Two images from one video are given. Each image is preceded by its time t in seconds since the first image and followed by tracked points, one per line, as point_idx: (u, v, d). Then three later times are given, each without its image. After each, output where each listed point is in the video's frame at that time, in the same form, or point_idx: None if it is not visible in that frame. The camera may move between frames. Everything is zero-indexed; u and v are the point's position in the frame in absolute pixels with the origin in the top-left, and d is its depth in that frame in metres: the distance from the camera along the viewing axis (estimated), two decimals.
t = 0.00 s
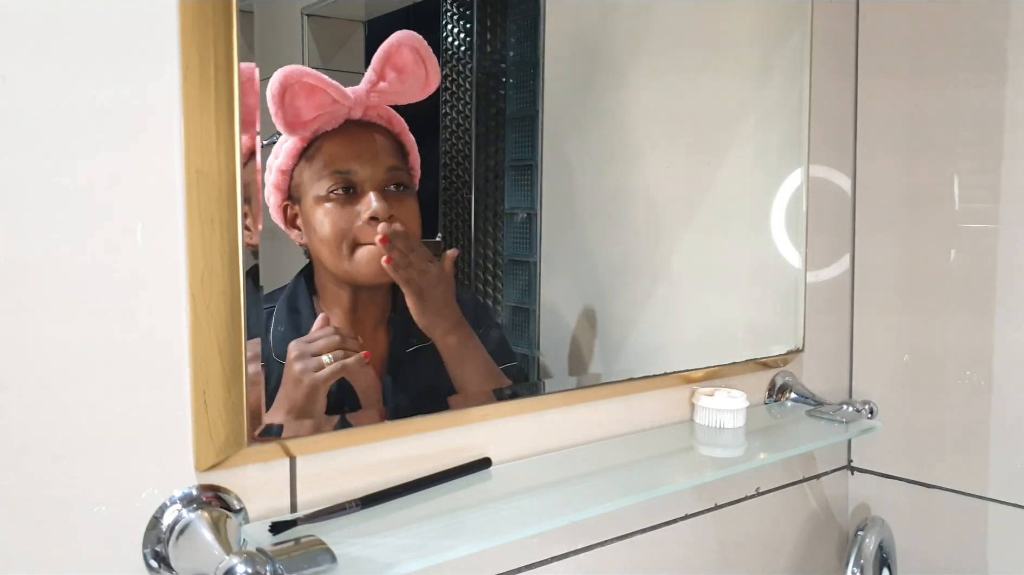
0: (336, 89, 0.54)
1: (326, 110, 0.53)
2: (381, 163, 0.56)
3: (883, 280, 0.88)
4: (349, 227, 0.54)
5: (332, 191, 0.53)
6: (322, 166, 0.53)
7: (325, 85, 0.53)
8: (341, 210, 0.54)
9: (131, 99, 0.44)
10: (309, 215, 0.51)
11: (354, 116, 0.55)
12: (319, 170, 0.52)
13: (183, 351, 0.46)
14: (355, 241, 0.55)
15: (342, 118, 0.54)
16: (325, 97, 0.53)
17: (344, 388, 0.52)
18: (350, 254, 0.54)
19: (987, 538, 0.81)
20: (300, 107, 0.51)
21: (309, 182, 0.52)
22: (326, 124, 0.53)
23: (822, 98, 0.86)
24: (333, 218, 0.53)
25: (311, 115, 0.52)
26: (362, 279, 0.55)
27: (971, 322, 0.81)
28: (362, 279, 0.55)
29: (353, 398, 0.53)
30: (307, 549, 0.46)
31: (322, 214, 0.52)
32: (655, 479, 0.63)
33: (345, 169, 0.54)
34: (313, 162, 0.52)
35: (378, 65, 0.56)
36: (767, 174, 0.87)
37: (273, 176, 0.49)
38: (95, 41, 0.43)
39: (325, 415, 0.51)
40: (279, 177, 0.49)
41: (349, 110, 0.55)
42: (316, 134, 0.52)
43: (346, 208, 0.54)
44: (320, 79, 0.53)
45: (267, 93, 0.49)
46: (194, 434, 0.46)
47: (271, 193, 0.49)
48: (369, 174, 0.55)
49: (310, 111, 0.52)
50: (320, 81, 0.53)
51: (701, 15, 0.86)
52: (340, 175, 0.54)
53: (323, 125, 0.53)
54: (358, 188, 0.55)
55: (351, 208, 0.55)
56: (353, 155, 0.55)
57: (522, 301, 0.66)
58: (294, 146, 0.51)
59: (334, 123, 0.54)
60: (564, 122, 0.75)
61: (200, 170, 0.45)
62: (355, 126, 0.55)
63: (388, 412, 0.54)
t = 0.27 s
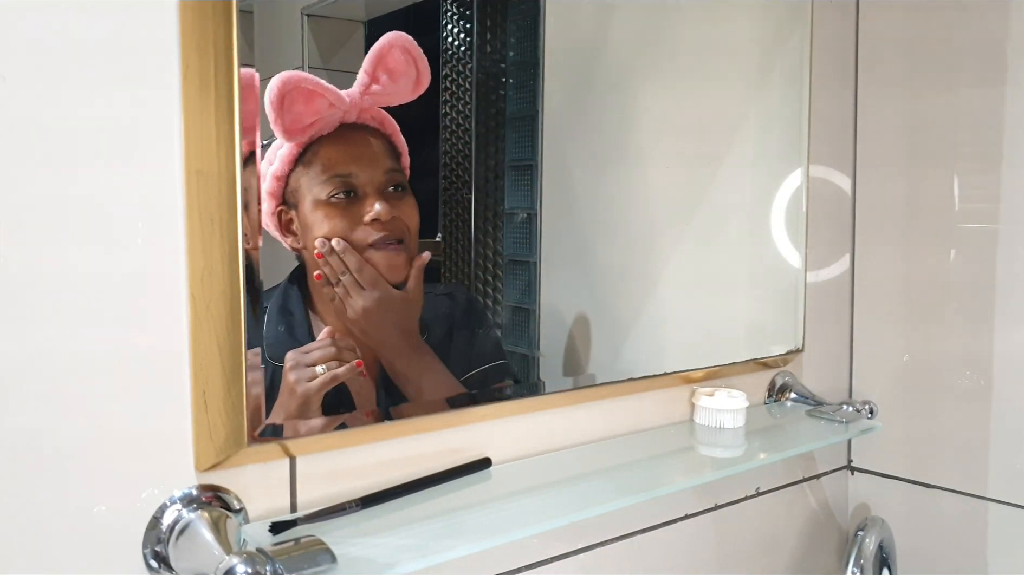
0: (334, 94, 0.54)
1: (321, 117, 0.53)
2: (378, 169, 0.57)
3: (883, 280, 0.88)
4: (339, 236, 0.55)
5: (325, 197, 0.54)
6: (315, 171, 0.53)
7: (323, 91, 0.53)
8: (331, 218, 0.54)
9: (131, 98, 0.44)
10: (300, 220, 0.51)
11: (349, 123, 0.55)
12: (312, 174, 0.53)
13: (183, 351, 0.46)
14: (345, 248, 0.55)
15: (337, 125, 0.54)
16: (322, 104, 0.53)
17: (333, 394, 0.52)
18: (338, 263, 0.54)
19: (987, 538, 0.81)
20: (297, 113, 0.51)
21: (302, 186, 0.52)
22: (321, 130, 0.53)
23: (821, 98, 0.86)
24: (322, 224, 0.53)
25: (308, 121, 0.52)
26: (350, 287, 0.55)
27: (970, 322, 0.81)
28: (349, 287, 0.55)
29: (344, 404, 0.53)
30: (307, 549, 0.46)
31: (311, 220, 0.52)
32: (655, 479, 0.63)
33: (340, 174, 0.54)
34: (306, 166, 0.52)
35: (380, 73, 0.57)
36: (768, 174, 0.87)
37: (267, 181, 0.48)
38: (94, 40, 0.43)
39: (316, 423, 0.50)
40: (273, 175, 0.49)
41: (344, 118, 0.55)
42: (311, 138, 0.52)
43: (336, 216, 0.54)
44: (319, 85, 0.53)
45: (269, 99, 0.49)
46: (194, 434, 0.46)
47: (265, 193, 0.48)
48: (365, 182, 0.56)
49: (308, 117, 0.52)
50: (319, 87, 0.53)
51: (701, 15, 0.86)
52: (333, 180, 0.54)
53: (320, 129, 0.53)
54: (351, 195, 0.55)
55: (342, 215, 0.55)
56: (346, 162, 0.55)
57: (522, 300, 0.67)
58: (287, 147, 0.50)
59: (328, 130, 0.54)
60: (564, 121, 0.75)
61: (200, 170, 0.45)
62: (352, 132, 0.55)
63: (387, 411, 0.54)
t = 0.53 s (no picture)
0: (329, 106, 0.53)
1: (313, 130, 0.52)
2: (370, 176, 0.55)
3: (883, 280, 0.88)
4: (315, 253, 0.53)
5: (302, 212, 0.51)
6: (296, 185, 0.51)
7: (315, 102, 0.52)
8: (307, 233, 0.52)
9: (131, 99, 0.44)
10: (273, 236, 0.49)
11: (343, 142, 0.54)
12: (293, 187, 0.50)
13: (183, 351, 0.46)
14: (320, 265, 0.53)
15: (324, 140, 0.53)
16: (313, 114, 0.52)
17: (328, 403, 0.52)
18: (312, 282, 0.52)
19: (987, 538, 0.81)
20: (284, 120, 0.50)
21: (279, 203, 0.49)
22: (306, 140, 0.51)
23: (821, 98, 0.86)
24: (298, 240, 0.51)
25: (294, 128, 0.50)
26: (325, 306, 0.53)
27: (970, 322, 0.81)
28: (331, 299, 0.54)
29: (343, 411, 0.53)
30: (307, 549, 0.46)
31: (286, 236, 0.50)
32: (655, 479, 0.63)
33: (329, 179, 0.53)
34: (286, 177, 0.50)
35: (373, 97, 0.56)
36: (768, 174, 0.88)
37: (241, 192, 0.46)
38: (95, 41, 0.43)
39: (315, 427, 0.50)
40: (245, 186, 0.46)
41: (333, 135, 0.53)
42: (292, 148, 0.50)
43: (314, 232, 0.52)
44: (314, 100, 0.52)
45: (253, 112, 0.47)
46: (194, 434, 0.46)
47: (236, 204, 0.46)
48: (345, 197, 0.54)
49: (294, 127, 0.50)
50: (320, 92, 0.52)
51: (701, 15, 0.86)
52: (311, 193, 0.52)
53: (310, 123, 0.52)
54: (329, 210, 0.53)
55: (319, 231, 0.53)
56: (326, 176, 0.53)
57: (522, 300, 0.68)
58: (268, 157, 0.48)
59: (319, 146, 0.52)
60: (564, 122, 0.75)
61: (200, 171, 0.45)
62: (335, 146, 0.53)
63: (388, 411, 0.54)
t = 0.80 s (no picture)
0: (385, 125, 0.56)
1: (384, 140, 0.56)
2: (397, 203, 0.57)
3: (883, 280, 0.88)
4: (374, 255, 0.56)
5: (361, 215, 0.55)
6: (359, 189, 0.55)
7: (389, 106, 0.57)
8: (367, 234, 0.55)
9: (130, 99, 0.44)
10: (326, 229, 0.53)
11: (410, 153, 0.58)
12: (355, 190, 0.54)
13: (182, 351, 0.46)
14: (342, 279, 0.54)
15: (393, 148, 0.57)
16: (386, 121, 0.56)
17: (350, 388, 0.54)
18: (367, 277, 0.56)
19: (987, 538, 0.81)
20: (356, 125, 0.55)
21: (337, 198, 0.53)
22: (376, 146, 0.56)
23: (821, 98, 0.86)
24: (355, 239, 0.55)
25: (363, 134, 0.55)
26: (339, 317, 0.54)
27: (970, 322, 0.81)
28: (345, 312, 0.54)
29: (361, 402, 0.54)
30: (307, 549, 0.46)
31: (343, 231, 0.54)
32: (655, 479, 0.63)
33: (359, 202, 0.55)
34: (350, 179, 0.54)
35: (450, 104, 0.62)
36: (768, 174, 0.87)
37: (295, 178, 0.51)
38: (94, 41, 0.43)
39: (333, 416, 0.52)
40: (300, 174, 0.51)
41: (403, 144, 0.57)
42: (358, 154, 0.55)
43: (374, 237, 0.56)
44: (391, 103, 0.57)
45: (319, 102, 0.52)
46: (194, 434, 0.46)
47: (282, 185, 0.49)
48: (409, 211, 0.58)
49: (365, 131, 0.55)
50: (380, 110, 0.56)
51: (701, 15, 0.86)
52: (377, 201, 0.56)
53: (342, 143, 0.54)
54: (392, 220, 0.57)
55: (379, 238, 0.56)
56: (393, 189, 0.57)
57: (522, 300, 0.67)
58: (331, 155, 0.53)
59: (387, 155, 0.57)
60: (564, 121, 0.75)
61: (200, 171, 0.45)
62: (403, 157, 0.57)
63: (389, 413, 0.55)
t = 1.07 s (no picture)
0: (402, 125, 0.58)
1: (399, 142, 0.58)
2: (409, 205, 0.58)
3: (883, 279, 0.88)
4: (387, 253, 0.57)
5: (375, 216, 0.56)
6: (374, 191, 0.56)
7: (406, 108, 0.58)
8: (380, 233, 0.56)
9: (130, 98, 0.44)
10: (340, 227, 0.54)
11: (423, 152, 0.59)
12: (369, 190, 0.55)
13: (182, 350, 0.46)
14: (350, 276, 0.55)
15: (406, 149, 0.58)
16: (403, 122, 0.58)
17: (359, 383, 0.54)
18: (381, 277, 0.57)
19: (988, 538, 0.81)
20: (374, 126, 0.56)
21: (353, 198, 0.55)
22: (391, 147, 0.57)
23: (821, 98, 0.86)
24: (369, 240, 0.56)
25: (382, 135, 0.57)
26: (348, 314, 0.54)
27: (970, 322, 0.81)
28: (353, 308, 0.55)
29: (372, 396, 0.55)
30: (307, 549, 0.46)
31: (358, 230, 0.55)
32: (655, 479, 0.63)
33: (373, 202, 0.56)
34: (367, 180, 0.55)
35: (463, 104, 0.63)
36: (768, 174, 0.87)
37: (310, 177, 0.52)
38: (94, 41, 0.43)
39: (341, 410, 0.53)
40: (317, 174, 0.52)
41: (415, 144, 0.58)
42: (375, 155, 0.56)
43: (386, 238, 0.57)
44: (407, 105, 0.58)
45: (343, 102, 0.54)
46: (194, 434, 0.46)
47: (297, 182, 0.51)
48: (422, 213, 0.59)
49: (385, 133, 0.57)
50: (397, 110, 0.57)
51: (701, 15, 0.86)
52: (391, 203, 0.57)
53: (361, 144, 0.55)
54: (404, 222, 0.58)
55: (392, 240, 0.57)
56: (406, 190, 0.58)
57: (522, 300, 0.67)
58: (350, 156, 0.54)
59: (401, 155, 0.58)
60: (564, 121, 0.75)
61: (200, 171, 0.45)
62: (415, 158, 0.58)
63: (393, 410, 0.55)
